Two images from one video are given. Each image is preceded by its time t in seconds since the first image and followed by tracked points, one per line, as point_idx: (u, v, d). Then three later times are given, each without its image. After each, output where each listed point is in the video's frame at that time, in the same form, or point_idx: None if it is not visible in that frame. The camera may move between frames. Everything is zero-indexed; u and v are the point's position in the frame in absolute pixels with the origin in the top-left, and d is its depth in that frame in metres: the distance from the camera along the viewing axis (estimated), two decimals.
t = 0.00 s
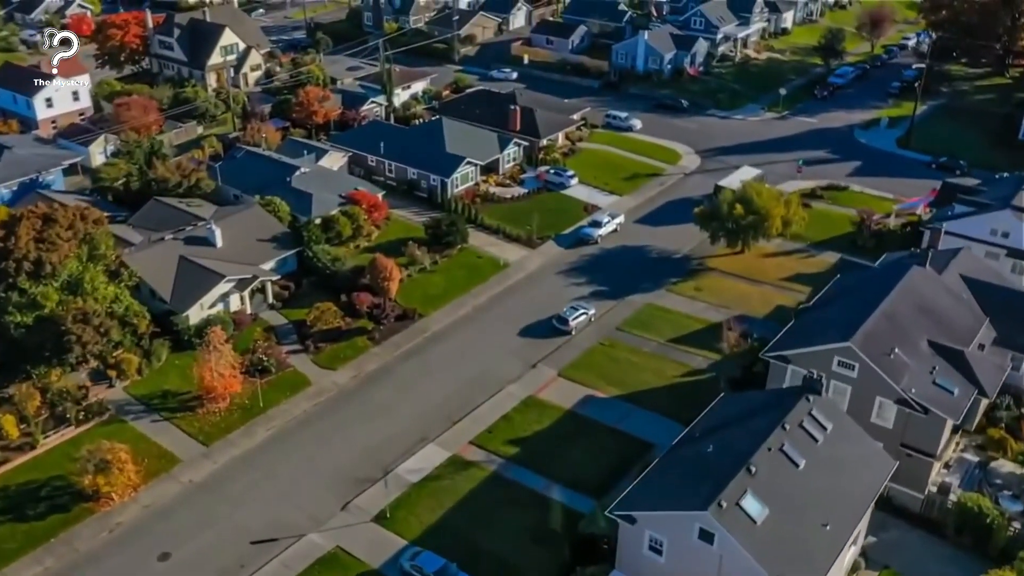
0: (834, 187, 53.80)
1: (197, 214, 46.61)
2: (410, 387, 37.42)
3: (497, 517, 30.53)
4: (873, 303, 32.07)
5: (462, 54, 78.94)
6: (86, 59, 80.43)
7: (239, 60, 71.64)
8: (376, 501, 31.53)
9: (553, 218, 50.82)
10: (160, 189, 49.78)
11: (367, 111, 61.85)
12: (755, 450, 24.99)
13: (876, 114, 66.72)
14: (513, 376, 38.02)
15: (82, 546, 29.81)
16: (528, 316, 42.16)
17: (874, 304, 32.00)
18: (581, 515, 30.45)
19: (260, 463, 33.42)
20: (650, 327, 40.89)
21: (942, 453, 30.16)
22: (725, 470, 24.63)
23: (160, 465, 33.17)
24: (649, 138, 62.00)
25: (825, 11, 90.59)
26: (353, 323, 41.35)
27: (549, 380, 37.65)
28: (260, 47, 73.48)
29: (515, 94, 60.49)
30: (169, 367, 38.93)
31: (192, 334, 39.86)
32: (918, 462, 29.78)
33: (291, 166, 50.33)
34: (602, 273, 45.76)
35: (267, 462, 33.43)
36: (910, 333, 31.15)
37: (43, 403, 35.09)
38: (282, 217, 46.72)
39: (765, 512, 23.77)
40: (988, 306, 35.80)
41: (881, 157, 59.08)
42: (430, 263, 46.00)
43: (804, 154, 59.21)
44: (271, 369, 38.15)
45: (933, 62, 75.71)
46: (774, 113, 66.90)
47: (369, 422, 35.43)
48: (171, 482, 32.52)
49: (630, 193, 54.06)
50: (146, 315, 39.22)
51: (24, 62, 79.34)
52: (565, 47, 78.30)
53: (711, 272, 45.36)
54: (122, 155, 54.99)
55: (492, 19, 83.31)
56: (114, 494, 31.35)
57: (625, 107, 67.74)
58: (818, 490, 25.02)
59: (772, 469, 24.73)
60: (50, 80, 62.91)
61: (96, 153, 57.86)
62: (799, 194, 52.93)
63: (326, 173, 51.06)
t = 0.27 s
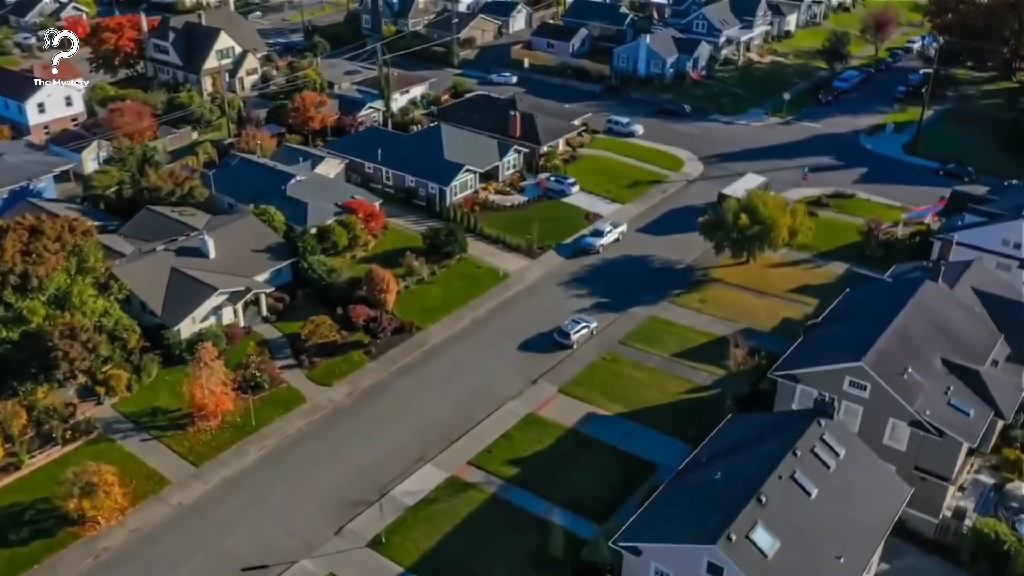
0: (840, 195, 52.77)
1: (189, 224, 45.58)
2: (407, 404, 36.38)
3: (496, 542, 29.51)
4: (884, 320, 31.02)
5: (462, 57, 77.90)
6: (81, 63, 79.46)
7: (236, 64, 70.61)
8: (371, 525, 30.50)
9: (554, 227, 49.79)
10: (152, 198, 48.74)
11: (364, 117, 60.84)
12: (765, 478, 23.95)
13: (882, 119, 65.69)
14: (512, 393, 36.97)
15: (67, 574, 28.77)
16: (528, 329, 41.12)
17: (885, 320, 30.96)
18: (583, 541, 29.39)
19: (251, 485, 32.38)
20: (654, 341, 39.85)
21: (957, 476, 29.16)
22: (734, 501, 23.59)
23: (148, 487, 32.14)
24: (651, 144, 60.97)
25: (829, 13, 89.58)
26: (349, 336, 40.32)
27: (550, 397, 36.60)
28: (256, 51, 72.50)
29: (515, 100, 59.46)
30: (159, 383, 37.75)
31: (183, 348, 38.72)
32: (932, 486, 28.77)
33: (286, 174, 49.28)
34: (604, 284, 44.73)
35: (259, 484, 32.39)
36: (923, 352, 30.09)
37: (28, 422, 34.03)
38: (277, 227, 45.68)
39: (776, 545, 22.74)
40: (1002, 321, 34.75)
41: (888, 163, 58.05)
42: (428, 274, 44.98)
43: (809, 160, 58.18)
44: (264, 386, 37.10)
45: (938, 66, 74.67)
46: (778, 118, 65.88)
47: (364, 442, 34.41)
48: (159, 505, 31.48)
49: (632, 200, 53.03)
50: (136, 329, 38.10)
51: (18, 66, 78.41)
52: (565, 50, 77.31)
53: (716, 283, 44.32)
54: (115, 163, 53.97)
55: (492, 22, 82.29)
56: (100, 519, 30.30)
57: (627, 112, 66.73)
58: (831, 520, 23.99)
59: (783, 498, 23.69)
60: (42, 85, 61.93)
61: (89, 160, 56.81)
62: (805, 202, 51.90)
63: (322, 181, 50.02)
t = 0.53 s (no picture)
0: (847, 202, 51.71)
1: (181, 234, 44.56)
2: (404, 421, 35.34)
3: (496, 569, 28.51)
4: (897, 337, 30.02)
5: (461, 60, 76.87)
6: (75, 66, 78.38)
7: (231, 68, 69.55)
8: (366, 550, 29.49)
9: (554, 235, 48.75)
10: (144, 206, 47.73)
11: (361, 122, 59.83)
12: (775, 508, 22.92)
13: (888, 124, 64.63)
14: (512, 410, 35.90)
15: None
16: (528, 343, 40.07)
17: (898, 337, 29.96)
18: (585, 569, 28.34)
19: (242, 507, 31.36)
20: (657, 355, 38.81)
21: (973, 501, 28.22)
22: (743, 532, 22.58)
23: (136, 509, 31.11)
24: (653, 150, 59.92)
25: (832, 16, 88.57)
26: (344, 350, 39.29)
27: (551, 414, 35.57)
28: (253, 54, 71.47)
29: (515, 105, 58.44)
30: (149, 400, 36.69)
31: (174, 364, 37.68)
32: (947, 511, 27.83)
33: (280, 182, 48.25)
34: (606, 295, 43.67)
35: (250, 506, 31.36)
36: (938, 372, 29.08)
37: (13, 441, 32.96)
38: (271, 236, 44.64)
39: None
40: (1018, 338, 33.70)
41: (894, 170, 57.00)
42: (426, 285, 43.96)
43: (815, 167, 57.13)
44: (257, 403, 36.04)
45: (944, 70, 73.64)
46: (782, 123, 64.86)
47: (360, 461, 33.38)
48: (147, 528, 30.46)
49: (634, 208, 51.98)
50: (125, 345, 37.05)
51: (11, 70, 77.46)
52: (566, 54, 76.31)
53: (720, 295, 43.28)
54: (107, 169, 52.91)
55: (492, 25, 81.26)
56: (85, 544, 29.26)
57: (629, 116, 65.72)
58: (845, 553, 23.00)
59: (794, 530, 22.68)
60: (34, 90, 60.92)
61: (81, 166, 55.75)
62: (811, 210, 50.86)
63: (317, 189, 48.96)
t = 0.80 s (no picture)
0: (853, 211, 50.68)
1: (172, 245, 43.49)
2: (401, 440, 34.30)
3: None
4: (911, 356, 28.94)
5: (460, 64, 75.83)
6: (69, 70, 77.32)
7: (227, 72, 68.49)
8: None
9: (555, 245, 47.70)
10: (136, 216, 46.63)
11: (358, 128, 58.80)
12: (788, 542, 21.86)
13: (894, 130, 63.58)
14: (512, 428, 34.85)
15: None
16: (528, 358, 39.01)
17: (912, 356, 28.88)
18: None
19: (233, 532, 30.30)
20: (661, 371, 37.76)
21: (991, 527, 27.24)
22: (755, 568, 21.51)
23: (123, 534, 30.04)
24: (656, 156, 58.88)
25: (836, 18, 87.55)
26: (339, 365, 38.22)
27: (552, 432, 34.50)
28: (248, 58, 70.44)
29: (515, 111, 57.41)
30: (138, 418, 35.63)
31: (164, 380, 36.61)
32: (964, 538, 26.84)
33: (275, 191, 47.15)
34: (608, 307, 42.61)
35: (241, 531, 30.29)
36: (954, 393, 28.02)
37: None
38: (265, 247, 43.57)
39: None
40: None
41: (901, 177, 55.98)
42: (424, 297, 42.90)
43: (820, 174, 56.09)
44: (248, 421, 34.97)
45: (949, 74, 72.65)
46: (786, 129, 63.82)
47: (355, 482, 32.33)
48: (133, 555, 29.39)
49: (636, 217, 50.93)
50: (114, 361, 36.00)
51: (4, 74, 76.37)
52: (566, 57, 75.31)
53: (725, 307, 42.22)
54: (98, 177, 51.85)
55: (491, 28, 80.23)
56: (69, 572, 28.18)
57: (630, 122, 64.70)
58: None
59: (808, 565, 21.63)
60: (25, 95, 59.83)
61: (72, 174, 54.68)
62: (817, 219, 49.81)
63: (313, 198, 47.91)
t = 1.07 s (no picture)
0: (860, 219, 49.62)
1: (163, 256, 42.41)
2: (397, 461, 33.23)
3: None
4: (926, 377, 27.88)
5: (460, 68, 74.76)
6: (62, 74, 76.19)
7: (222, 77, 67.41)
8: None
9: (556, 256, 46.63)
10: (126, 226, 45.51)
11: (355, 135, 57.75)
12: None
13: (900, 135, 62.53)
14: (512, 448, 33.78)
15: None
16: (529, 373, 37.92)
17: (927, 377, 27.81)
18: None
19: (222, 558, 29.21)
20: (665, 388, 36.69)
21: (1011, 556, 26.19)
22: None
23: (108, 561, 28.95)
24: (658, 163, 57.81)
25: (840, 21, 86.48)
26: (334, 381, 37.16)
27: (553, 453, 33.43)
28: (244, 63, 69.38)
29: (515, 117, 56.35)
30: (126, 437, 34.48)
31: (153, 398, 35.52)
32: (984, 569, 25.79)
33: (269, 201, 46.04)
34: (610, 321, 41.54)
35: (231, 557, 29.22)
36: (971, 416, 26.95)
37: None
38: (259, 258, 42.50)
39: None
40: None
41: (908, 184, 54.94)
42: (421, 309, 41.84)
43: (826, 181, 55.04)
44: (240, 441, 33.87)
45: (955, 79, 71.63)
46: (790, 134, 62.75)
47: (350, 505, 31.26)
48: None
49: (639, 226, 49.87)
50: (101, 378, 34.88)
51: None
52: (567, 61, 74.21)
53: (730, 320, 41.16)
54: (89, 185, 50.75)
55: (491, 32, 79.18)
56: None
57: (632, 127, 63.64)
58: None
59: None
60: (16, 100, 58.70)
61: (63, 182, 53.59)
62: (823, 228, 48.75)
63: (308, 207, 46.84)
